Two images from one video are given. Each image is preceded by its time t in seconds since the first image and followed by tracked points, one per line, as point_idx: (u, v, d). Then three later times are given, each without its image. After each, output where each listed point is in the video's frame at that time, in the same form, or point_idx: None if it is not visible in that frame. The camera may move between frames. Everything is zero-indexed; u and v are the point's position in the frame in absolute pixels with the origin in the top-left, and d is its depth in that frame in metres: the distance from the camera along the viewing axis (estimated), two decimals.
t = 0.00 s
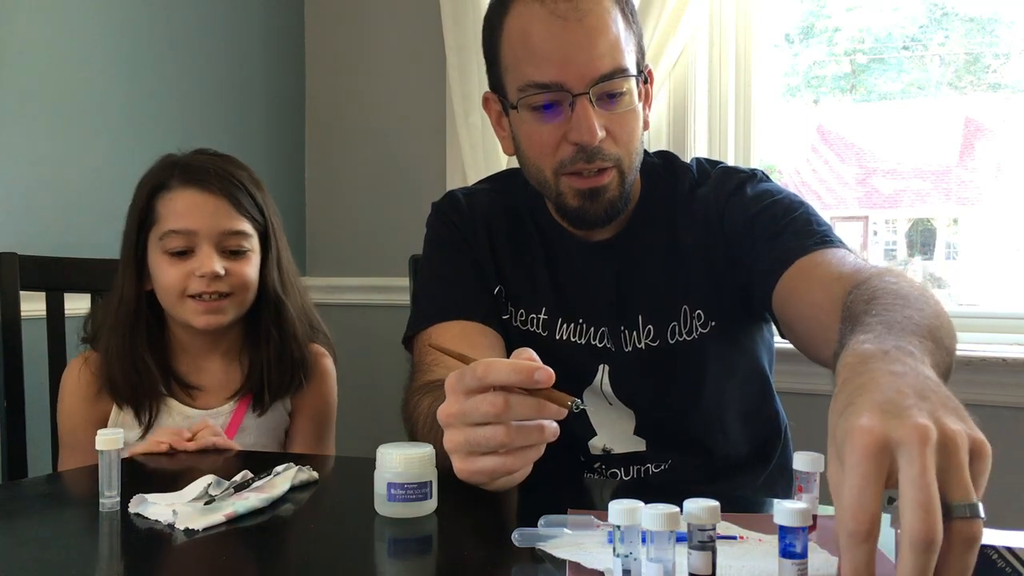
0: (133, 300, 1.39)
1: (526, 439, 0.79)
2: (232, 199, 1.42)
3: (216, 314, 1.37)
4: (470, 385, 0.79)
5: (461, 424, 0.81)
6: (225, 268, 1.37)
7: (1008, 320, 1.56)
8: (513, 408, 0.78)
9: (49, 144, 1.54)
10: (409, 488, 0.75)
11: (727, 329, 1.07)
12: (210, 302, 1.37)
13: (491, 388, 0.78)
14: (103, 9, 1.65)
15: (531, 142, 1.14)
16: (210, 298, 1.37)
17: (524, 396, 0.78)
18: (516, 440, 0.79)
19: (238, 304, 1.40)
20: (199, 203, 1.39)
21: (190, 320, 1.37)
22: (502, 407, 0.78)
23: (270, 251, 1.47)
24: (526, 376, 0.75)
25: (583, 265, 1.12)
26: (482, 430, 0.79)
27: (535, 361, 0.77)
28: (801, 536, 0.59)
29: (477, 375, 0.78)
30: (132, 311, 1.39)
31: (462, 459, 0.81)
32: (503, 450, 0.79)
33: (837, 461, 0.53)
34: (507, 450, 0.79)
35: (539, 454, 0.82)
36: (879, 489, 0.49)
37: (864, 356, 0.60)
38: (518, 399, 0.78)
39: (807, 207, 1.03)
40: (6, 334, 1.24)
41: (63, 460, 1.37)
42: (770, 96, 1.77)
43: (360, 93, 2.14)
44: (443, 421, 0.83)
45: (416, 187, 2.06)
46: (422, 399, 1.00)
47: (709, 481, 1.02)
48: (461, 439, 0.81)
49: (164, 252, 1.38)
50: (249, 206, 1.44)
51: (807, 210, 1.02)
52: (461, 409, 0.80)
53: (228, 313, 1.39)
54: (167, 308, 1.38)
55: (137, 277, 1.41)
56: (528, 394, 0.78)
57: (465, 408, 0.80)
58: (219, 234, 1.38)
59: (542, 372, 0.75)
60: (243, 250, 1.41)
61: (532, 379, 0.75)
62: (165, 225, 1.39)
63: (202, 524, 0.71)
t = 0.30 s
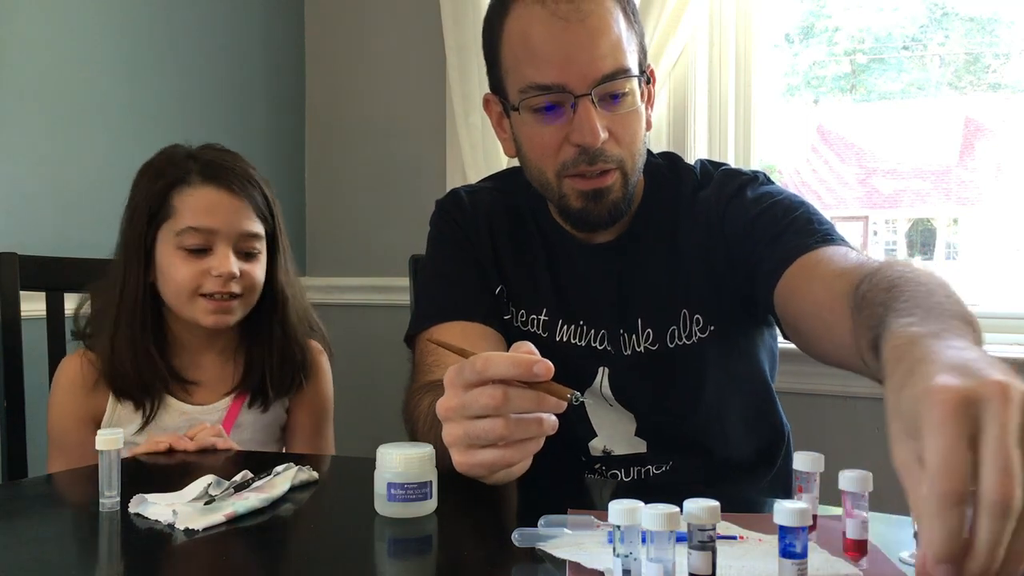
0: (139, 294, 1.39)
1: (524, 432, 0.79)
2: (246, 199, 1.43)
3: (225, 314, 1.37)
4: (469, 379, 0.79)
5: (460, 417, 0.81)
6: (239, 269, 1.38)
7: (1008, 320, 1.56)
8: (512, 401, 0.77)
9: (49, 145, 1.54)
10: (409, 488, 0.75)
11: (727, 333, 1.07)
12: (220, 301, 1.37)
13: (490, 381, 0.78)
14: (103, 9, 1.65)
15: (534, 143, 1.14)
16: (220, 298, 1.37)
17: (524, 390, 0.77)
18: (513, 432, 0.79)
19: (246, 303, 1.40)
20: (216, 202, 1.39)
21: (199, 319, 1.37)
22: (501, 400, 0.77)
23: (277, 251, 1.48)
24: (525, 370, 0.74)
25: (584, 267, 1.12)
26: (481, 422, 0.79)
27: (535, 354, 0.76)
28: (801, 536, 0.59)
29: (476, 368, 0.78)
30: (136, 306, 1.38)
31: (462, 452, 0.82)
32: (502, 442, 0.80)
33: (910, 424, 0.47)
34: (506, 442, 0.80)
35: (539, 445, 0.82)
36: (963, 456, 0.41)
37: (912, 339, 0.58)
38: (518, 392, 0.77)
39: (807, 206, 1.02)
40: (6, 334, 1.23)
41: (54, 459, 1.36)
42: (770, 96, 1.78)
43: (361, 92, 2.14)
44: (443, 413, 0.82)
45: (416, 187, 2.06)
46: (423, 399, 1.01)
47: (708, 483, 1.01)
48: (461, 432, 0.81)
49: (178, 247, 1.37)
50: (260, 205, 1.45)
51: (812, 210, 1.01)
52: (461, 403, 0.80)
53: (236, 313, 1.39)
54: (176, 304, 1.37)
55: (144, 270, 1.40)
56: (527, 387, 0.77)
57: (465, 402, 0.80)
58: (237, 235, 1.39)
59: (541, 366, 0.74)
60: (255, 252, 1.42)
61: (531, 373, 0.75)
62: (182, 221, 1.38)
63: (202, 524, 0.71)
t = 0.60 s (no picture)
0: (135, 298, 1.39)
1: (517, 425, 0.80)
2: (242, 203, 1.43)
3: (224, 320, 1.38)
4: (464, 374, 0.80)
5: (455, 410, 0.81)
6: (240, 276, 1.39)
7: (1008, 319, 1.56)
8: (506, 394, 0.78)
9: (49, 144, 1.54)
10: (409, 488, 0.75)
11: (728, 334, 1.07)
12: (219, 307, 1.37)
13: (484, 377, 0.79)
14: (104, 9, 1.65)
15: (517, 149, 1.14)
16: (219, 302, 1.37)
17: (517, 385, 0.77)
18: (507, 426, 0.79)
19: (242, 308, 1.41)
20: (216, 209, 1.39)
21: (197, 324, 1.37)
22: (494, 394, 0.77)
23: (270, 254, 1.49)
24: (519, 366, 0.76)
25: (584, 268, 1.12)
26: (476, 416, 0.80)
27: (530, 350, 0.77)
28: (802, 536, 0.59)
29: (469, 364, 0.79)
30: (131, 310, 1.39)
31: (458, 444, 0.82)
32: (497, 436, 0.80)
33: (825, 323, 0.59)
34: (500, 436, 0.80)
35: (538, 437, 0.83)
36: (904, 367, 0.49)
37: (862, 280, 0.57)
38: (511, 387, 0.78)
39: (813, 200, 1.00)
40: (6, 334, 1.23)
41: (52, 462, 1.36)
42: (770, 96, 1.78)
43: (361, 92, 2.14)
44: (440, 405, 0.83)
45: (416, 186, 2.06)
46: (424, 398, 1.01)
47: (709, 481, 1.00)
48: (456, 426, 0.81)
49: (179, 253, 1.37)
50: (255, 209, 1.46)
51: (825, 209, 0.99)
52: (456, 396, 0.80)
53: (234, 318, 1.40)
54: (174, 309, 1.37)
55: (140, 274, 1.39)
56: (522, 383, 0.78)
57: (460, 395, 0.80)
58: (238, 242, 1.40)
59: (535, 361, 0.75)
60: (253, 257, 1.42)
61: (524, 370, 0.76)
62: (182, 227, 1.38)
63: (202, 524, 0.71)
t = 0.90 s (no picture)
0: (135, 299, 1.39)
1: (545, 460, 0.81)
2: (241, 202, 1.44)
3: (223, 318, 1.38)
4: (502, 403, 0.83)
5: (488, 434, 0.83)
6: (239, 273, 1.39)
7: (1008, 319, 1.56)
8: (540, 429, 0.81)
9: (49, 144, 1.54)
10: (409, 488, 0.75)
11: (709, 324, 1.06)
12: (218, 305, 1.38)
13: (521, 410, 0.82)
14: (103, 9, 1.65)
15: (494, 141, 1.18)
16: (219, 301, 1.38)
17: (553, 423, 0.82)
18: (535, 457, 0.81)
19: (242, 307, 1.42)
20: (214, 208, 1.40)
21: (197, 322, 1.38)
22: (530, 426, 0.81)
23: (269, 253, 1.49)
24: (558, 408, 0.82)
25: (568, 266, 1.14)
26: (506, 443, 0.81)
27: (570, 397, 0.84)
28: (801, 536, 0.59)
29: (509, 394, 0.82)
30: (131, 310, 1.39)
31: (482, 466, 0.81)
32: (523, 465, 0.80)
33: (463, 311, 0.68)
34: (527, 466, 0.80)
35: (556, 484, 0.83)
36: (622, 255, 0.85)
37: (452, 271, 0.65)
38: (548, 425, 0.82)
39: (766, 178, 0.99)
40: (6, 334, 1.23)
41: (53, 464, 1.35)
42: (770, 96, 1.78)
43: (361, 92, 2.14)
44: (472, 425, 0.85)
45: (416, 186, 2.06)
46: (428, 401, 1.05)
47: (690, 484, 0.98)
48: (484, 446, 0.82)
49: (178, 251, 1.37)
50: (254, 207, 1.46)
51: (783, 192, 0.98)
52: (491, 417, 0.82)
53: (233, 317, 1.40)
54: (174, 308, 1.37)
55: (139, 275, 1.40)
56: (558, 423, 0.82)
57: (495, 417, 0.82)
58: (237, 240, 1.40)
59: (574, 407, 0.82)
60: (252, 255, 1.43)
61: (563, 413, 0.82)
62: (181, 226, 1.38)
63: (202, 524, 0.71)
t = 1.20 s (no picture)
0: (135, 297, 1.39)
1: (554, 467, 0.78)
2: (239, 198, 1.43)
3: (222, 314, 1.38)
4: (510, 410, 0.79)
5: (495, 440, 0.79)
6: (237, 269, 1.39)
7: (1008, 319, 1.55)
8: (549, 437, 0.77)
9: (49, 145, 1.54)
10: (409, 488, 0.75)
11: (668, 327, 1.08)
12: (216, 302, 1.38)
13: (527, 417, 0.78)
14: (103, 9, 1.65)
15: (453, 144, 1.17)
16: (219, 297, 1.38)
17: (563, 431, 0.77)
18: (545, 466, 0.77)
19: (241, 303, 1.42)
20: (209, 204, 1.39)
21: (196, 320, 1.38)
22: (538, 434, 0.77)
23: (269, 249, 1.49)
24: (568, 418, 0.76)
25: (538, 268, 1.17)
26: (513, 450, 0.78)
27: (580, 404, 0.78)
28: (801, 536, 0.59)
29: (518, 402, 0.78)
30: (132, 308, 1.39)
31: (490, 473, 0.78)
32: (530, 471, 0.77)
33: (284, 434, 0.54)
34: (534, 472, 0.77)
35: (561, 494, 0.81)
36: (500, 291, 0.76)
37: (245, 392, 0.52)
38: (555, 433, 0.77)
39: (699, 168, 1.00)
40: (6, 334, 1.23)
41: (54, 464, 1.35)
42: (770, 96, 1.78)
43: (360, 92, 2.14)
44: (479, 432, 0.80)
45: (415, 186, 2.06)
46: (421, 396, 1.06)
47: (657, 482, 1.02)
48: (491, 455, 0.78)
49: (176, 247, 1.37)
50: (252, 202, 1.46)
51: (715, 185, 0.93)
52: (499, 426, 0.79)
53: (232, 314, 1.40)
54: (173, 305, 1.37)
55: (139, 273, 1.40)
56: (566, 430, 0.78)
57: (504, 426, 0.78)
58: (233, 234, 1.40)
59: (586, 416, 0.76)
60: (249, 250, 1.43)
61: (572, 421, 0.76)
62: (178, 223, 1.38)
63: (201, 524, 0.71)
